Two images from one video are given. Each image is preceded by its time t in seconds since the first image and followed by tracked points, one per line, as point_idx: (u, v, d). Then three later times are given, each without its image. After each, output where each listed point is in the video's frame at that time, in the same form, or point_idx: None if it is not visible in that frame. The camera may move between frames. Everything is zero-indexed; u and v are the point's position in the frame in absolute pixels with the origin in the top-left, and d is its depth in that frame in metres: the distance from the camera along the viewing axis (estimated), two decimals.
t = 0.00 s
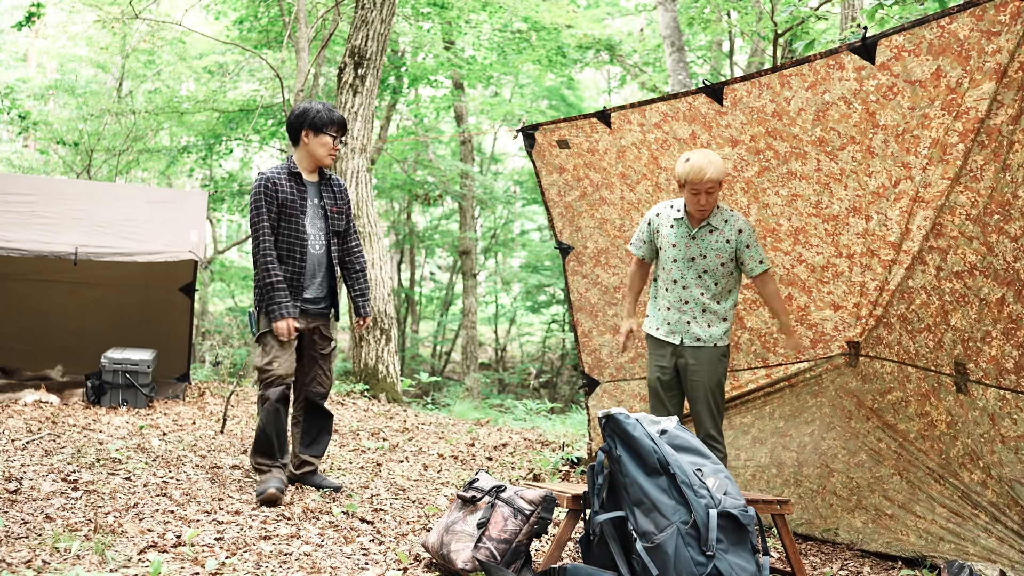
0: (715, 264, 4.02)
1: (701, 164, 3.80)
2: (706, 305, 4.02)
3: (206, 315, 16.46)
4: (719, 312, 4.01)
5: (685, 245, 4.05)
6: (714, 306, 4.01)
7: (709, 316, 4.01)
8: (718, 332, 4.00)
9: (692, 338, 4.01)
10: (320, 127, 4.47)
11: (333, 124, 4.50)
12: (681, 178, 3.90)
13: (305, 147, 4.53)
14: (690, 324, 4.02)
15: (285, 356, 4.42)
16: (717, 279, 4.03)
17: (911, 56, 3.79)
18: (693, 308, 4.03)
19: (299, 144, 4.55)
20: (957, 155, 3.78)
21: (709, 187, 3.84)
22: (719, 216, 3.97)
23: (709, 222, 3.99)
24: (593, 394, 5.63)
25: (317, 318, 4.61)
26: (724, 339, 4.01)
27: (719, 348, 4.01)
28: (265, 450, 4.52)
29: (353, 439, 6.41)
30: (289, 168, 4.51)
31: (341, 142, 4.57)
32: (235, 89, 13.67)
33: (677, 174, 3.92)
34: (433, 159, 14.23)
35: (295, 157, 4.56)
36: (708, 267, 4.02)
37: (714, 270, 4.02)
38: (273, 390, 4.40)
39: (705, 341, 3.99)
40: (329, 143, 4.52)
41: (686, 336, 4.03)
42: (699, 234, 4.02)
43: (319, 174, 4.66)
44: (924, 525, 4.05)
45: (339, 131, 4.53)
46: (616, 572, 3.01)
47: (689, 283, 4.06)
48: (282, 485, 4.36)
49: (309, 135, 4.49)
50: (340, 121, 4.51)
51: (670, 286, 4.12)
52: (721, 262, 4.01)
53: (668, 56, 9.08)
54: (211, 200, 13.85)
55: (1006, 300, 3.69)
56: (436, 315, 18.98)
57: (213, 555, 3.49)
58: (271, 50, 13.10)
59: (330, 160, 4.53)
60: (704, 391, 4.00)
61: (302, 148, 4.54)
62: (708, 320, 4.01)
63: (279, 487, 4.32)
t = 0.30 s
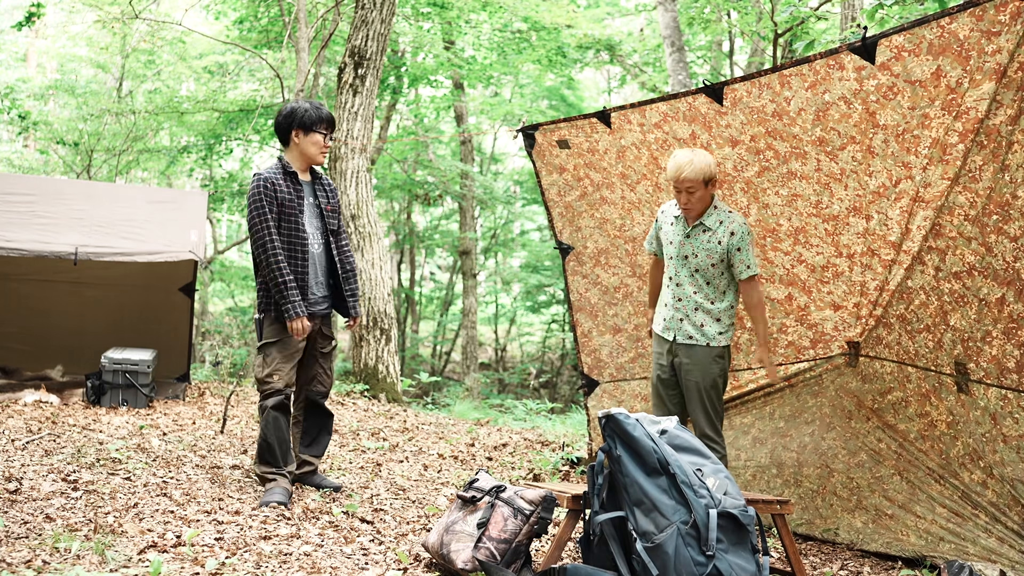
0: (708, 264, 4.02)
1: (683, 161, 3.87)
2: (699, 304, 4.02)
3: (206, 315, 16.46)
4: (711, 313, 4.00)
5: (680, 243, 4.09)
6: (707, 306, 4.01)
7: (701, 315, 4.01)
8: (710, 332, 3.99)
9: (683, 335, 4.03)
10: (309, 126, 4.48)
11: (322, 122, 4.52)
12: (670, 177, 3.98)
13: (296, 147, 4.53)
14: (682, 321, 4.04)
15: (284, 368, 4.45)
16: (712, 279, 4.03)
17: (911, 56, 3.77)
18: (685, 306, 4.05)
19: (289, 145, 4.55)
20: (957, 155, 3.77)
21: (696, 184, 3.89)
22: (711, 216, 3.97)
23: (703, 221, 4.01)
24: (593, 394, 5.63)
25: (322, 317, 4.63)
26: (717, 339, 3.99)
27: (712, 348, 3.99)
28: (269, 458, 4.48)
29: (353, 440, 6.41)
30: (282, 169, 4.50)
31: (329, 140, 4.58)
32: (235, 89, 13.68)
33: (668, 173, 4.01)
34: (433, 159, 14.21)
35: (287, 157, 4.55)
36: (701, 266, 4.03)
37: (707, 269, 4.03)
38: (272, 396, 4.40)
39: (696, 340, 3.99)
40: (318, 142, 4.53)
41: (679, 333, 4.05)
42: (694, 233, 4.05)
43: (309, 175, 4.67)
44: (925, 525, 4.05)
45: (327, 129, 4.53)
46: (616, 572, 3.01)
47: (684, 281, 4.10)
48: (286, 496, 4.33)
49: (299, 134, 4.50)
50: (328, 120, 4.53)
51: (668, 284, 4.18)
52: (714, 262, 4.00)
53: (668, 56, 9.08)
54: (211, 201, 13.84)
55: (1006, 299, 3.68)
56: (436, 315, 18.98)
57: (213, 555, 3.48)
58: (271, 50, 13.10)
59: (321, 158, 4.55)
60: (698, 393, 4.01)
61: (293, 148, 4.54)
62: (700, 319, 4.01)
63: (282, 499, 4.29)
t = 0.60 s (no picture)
0: (710, 262, 4.03)
1: (683, 157, 3.89)
2: (702, 302, 4.02)
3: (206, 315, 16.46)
4: (714, 312, 4.00)
5: (683, 242, 4.11)
6: (710, 304, 4.01)
7: (704, 314, 4.01)
8: (713, 331, 3.99)
9: (685, 335, 4.03)
10: (305, 128, 4.48)
11: (318, 123, 4.51)
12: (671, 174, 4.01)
13: (293, 149, 4.52)
14: (685, 320, 4.04)
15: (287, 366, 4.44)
16: (714, 277, 4.03)
17: (910, 56, 3.77)
18: (688, 305, 4.05)
19: (286, 148, 4.54)
20: (957, 154, 3.77)
21: (698, 182, 3.92)
22: (714, 213, 3.99)
23: (705, 219, 4.02)
24: (593, 394, 5.62)
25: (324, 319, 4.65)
26: (719, 338, 3.97)
27: (714, 348, 3.98)
28: (269, 457, 4.47)
29: (353, 440, 6.41)
30: (280, 172, 4.50)
31: (325, 140, 4.57)
32: (235, 89, 13.69)
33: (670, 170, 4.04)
34: (433, 159, 14.20)
35: (283, 161, 4.55)
36: (704, 264, 4.04)
37: (710, 267, 4.03)
38: (275, 395, 4.41)
39: (698, 339, 3.98)
40: (313, 143, 4.52)
41: (681, 332, 4.05)
42: (697, 232, 4.06)
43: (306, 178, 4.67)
44: (925, 525, 4.06)
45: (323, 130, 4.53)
46: (616, 572, 3.01)
47: (687, 280, 4.10)
48: (286, 497, 4.34)
49: (295, 137, 4.49)
50: (324, 120, 4.53)
51: (672, 285, 4.19)
52: (716, 260, 4.01)
53: (668, 56, 9.08)
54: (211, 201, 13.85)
55: (1008, 299, 3.68)
56: (436, 315, 18.98)
57: (213, 555, 3.48)
58: (271, 50, 13.12)
59: (318, 160, 4.55)
60: (699, 393, 4.00)
61: (290, 151, 4.53)
62: (703, 317, 4.01)
63: (282, 499, 4.30)
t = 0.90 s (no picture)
0: (710, 261, 4.03)
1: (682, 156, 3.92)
2: (701, 302, 4.03)
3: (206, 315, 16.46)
4: (712, 312, 3.99)
5: (685, 241, 4.13)
6: (709, 304, 4.01)
7: (703, 313, 4.01)
8: (711, 332, 3.98)
9: (684, 334, 4.04)
10: (305, 129, 4.48)
11: (318, 124, 4.50)
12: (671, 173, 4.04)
13: (293, 150, 4.52)
14: (684, 319, 4.05)
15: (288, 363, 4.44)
16: (713, 277, 4.03)
17: (911, 56, 3.77)
18: (688, 304, 4.06)
19: (286, 149, 4.55)
20: (958, 154, 3.77)
21: (696, 179, 3.93)
22: (714, 213, 3.99)
23: (705, 218, 4.03)
24: (593, 393, 5.62)
25: (322, 319, 4.64)
26: (717, 339, 3.97)
27: (712, 348, 3.98)
28: (273, 453, 4.47)
29: (353, 440, 6.41)
30: (280, 174, 4.50)
31: (325, 140, 4.56)
32: (235, 89, 13.69)
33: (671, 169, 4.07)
34: (433, 159, 14.18)
35: (284, 162, 4.55)
36: (704, 264, 4.05)
37: (709, 267, 4.03)
38: (277, 393, 4.40)
39: (696, 338, 3.99)
40: (313, 144, 4.52)
41: (680, 331, 4.06)
42: (698, 231, 4.07)
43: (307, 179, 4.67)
44: (925, 525, 4.06)
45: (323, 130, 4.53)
46: (616, 572, 3.01)
47: (688, 280, 4.11)
48: (288, 496, 4.34)
49: (295, 138, 4.49)
50: (325, 120, 4.53)
51: (675, 284, 4.20)
52: (716, 259, 4.01)
53: (668, 56, 9.08)
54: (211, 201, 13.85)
55: (1009, 298, 3.67)
56: (436, 315, 18.98)
57: (213, 555, 3.48)
58: (271, 50, 13.12)
59: (318, 161, 4.54)
60: (698, 393, 4.00)
61: (290, 152, 4.53)
62: (702, 317, 4.01)
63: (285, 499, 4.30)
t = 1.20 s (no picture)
0: (712, 261, 4.03)
1: (684, 155, 3.93)
2: (703, 302, 4.03)
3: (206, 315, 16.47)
4: (715, 312, 3.99)
5: (686, 241, 4.12)
6: (711, 304, 4.01)
7: (705, 313, 4.01)
8: (713, 332, 3.98)
9: (686, 334, 4.04)
10: (308, 128, 4.47)
11: (320, 124, 4.50)
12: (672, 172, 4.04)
13: (296, 149, 4.52)
14: (686, 320, 4.05)
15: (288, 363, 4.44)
16: (715, 276, 4.03)
17: (911, 56, 3.76)
18: (690, 304, 4.06)
19: (289, 148, 4.54)
20: (958, 154, 3.77)
21: (699, 178, 3.94)
22: (716, 212, 3.99)
23: (706, 218, 4.03)
24: (594, 393, 5.62)
25: (320, 320, 4.63)
26: (719, 339, 3.97)
27: (714, 348, 3.98)
28: (272, 455, 4.47)
29: (353, 440, 6.41)
30: (283, 172, 4.50)
31: (327, 139, 4.56)
32: (235, 89, 13.69)
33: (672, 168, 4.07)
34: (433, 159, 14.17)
35: (287, 161, 4.55)
36: (705, 263, 4.05)
37: (711, 266, 4.03)
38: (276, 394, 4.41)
39: (698, 338, 3.99)
40: (316, 143, 4.51)
41: (682, 332, 4.06)
42: (699, 231, 4.07)
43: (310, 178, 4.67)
44: (925, 525, 4.06)
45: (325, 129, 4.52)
46: (616, 572, 3.01)
47: (689, 279, 4.11)
48: (289, 496, 4.34)
49: (298, 137, 4.49)
50: (327, 120, 4.52)
51: (676, 284, 4.20)
52: (718, 259, 4.01)
53: (668, 56, 9.08)
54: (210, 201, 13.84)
55: (1008, 298, 3.67)
56: (436, 315, 18.98)
57: (213, 555, 3.48)
58: (271, 50, 13.12)
59: (321, 160, 4.53)
60: (699, 393, 4.00)
61: (293, 151, 4.53)
62: (704, 317, 4.01)
63: (286, 499, 4.30)
